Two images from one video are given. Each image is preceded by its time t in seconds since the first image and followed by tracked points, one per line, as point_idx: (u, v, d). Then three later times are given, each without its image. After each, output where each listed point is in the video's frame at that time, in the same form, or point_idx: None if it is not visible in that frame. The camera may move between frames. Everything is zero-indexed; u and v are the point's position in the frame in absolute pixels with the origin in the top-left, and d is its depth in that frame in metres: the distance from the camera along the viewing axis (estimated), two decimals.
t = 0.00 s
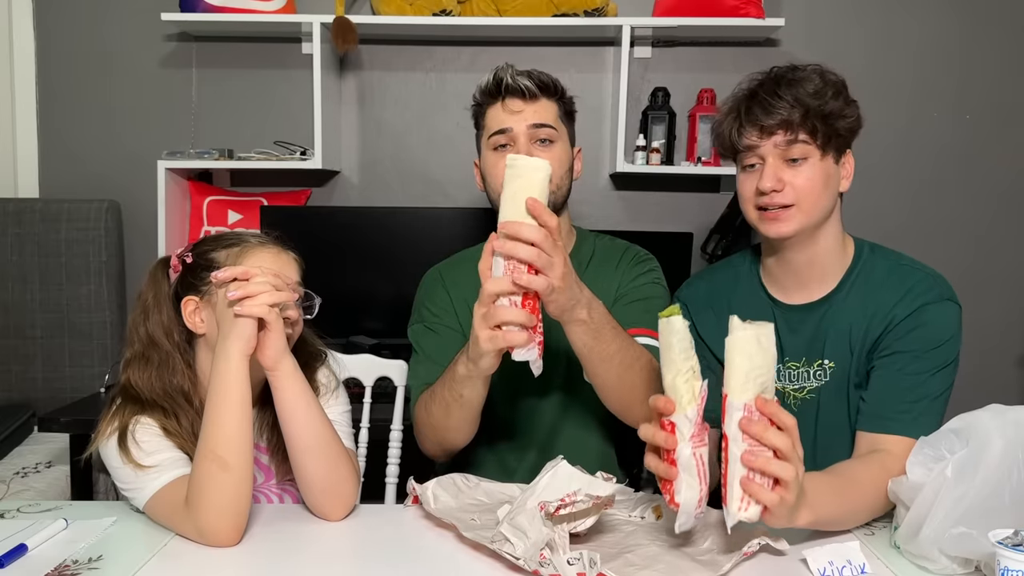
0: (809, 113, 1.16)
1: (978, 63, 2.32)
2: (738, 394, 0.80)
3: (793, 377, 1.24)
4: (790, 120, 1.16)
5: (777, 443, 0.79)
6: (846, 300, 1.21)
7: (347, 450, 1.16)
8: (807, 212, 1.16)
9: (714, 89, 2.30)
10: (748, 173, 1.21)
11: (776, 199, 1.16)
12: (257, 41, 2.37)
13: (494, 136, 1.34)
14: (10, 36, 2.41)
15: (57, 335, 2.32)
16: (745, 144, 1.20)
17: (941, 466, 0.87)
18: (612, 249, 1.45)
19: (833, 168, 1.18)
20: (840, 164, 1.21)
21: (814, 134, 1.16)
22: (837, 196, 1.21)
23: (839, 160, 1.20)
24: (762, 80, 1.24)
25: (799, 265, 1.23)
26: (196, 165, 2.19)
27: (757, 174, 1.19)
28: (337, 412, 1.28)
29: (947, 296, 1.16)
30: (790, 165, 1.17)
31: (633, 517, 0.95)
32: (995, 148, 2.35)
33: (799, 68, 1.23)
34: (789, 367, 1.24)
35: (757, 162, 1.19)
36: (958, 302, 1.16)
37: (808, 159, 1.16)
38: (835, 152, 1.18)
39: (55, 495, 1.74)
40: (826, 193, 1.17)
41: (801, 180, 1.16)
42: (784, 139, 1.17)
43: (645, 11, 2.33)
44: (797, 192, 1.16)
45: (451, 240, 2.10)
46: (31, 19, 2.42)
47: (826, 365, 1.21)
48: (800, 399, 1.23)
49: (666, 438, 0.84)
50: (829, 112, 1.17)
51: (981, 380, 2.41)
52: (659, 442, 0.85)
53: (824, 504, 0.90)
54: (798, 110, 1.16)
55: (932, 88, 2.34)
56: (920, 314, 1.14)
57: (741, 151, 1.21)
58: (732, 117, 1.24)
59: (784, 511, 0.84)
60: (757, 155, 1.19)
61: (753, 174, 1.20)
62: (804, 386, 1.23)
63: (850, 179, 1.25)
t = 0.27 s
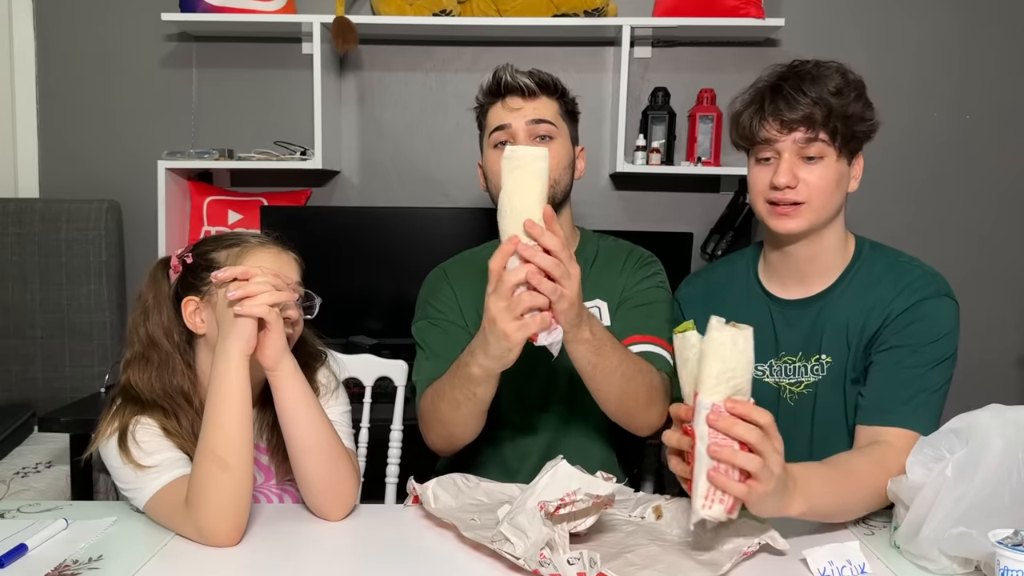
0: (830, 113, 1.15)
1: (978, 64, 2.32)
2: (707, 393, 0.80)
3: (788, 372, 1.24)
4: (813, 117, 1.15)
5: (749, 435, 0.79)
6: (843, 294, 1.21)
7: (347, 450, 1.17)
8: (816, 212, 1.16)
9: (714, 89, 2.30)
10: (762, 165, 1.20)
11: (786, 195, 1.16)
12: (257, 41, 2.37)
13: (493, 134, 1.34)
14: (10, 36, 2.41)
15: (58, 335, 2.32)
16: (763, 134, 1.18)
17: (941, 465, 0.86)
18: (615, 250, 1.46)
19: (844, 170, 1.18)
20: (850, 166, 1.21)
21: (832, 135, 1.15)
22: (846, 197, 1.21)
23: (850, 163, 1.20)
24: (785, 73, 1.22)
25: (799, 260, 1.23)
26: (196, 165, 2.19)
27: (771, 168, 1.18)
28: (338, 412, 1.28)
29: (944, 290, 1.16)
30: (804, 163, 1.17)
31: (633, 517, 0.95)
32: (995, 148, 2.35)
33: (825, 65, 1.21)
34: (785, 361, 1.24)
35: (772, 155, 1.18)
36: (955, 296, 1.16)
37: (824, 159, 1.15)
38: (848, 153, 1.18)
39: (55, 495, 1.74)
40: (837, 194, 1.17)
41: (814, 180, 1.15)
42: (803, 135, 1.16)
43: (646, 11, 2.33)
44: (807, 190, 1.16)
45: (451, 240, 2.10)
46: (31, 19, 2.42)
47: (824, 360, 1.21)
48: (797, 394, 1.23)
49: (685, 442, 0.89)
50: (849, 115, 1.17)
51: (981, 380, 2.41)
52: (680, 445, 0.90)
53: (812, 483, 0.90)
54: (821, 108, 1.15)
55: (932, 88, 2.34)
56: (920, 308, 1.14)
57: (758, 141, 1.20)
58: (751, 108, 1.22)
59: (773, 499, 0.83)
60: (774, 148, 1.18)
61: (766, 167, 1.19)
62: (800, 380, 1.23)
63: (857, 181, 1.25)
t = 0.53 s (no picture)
0: (825, 104, 1.17)
1: (978, 64, 2.32)
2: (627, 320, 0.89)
3: (779, 364, 1.26)
4: (805, 110, 1.18)
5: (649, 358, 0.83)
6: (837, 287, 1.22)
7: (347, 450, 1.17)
8: (807, 204, 1.18)
9: (714, 89, 2.30)
10: (760, 156, 1.24)
11: (777, 184, 1.19)
12: (257, 41, 2.37)
13: (499, 135, 1.35)
14: (10, 36, 2.41)
15: (57, 335, 2.32)
16: (760, 126, 1.23)
17: (940, 465, 0.86)
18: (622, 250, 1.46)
19: (842, 164, 1.19)
20: (851, 161, 1.21)
21: (825, 127, 1.18)
22: (844, 193, 1.21)
23: (850, 157, 1.20)
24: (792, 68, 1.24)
25: (799, 255, 1.24)
26: (196, 165, 2.19)
27: (766, 158, 1.23)
28: (338, 413, 1.28)
29: (939, 286, 1.15)
30: (797, 154, 1.19)
31: (633, 517, 0.95)
32: (995, 148, 2.35)
33: (830, 62, 1.23)
34: (777, 353, 1.26)
35: (768, 146, 1.23)
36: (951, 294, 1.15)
37: (817, 151, 1.18)
38: (847, 148, 1.19)
39: (54, 495, 1.74)
40: (832, 186, 1.19)
41: (805, 168, 1.18)
42: (795, 126, 1.19)
43: (646, 11, 2.33)
44: (798, 179, 1.18)
45: (451, 240, 2.10)
46: (31, 19, 2.42)
47: (817, 353, 1.22)
48: (789, 385, 1.24)
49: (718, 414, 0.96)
50: (846, 108, 1.18)
51: (981, 380, 2.41)
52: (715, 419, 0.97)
53: (760, 431, 0.90)
54: (816, 101, 1.18)
55: (932, 88, 2.34)
56: (907, 300, 1.14)
57: (756, 132, 1.24)
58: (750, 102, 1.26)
59: (694, 426, 0.84)
60: (768, 140, 1.22)
61: (763, 158, 1.23)
62: (792, 372, 1.24)
63: (862, 178, 1.25)
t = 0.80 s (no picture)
0: (812, 101, 1.18)
1: (978, 64, 2.32)
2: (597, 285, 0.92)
3: (777, 356, 1.25)
4: (792, 110, 1.19)
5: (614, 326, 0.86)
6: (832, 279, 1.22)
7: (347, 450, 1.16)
8: (801, 201, 1.18)
9: (714, 89, 2.30)
10: (753, 155, 1.25)
11: (767, 182, 1.20)
12: (257, 41, 2.37)
13: (504, 139, 1.35)
14: (10, 36, 2.41)
15: (57, 335, 2.32)
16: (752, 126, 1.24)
17: (940, 465, 0.86)
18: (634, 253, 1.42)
19: (834, 160, 1.19)
20: (844, 156, 1.21)
21: (812, 124, 1.18)
22: (839, 189, 1.21)
23: (843, 153, 1.20)
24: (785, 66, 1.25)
25: (795, 250, 1.25)
26: (196, 165, 2.19)
27: (757, 157, 1.23)
28: (338, 413, 1.28)
29: (934, 281, 1.14)
30: (787, 152, 1.20)
31: (633, 517, 0.95)
32: (995, 148, 2.35)
33: (822, 58, 1.24)
34: (772, 347, 1.27)
35: (760, 144, 1.24)
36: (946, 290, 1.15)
37: (806, 148, 1.18)
38: (839, 144, 1.19)
39: (55, 495, 1.74)
40: (824, 182, 1.18)
41: (794, 165, 1.18)
42: (782, 126, 1.20)
43: (646, 11, 2.33)
44: (790, 177, 1.18)
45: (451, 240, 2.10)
46: (31, 19, 2.42)
47: (812, 347, 1.22)
48: (785, 379, 1.24)
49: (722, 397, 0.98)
50: (835, 104, 1.18)
51: (981, 380, 2.41)
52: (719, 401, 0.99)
53: (725, 395, 0.90)
54: (802, 100, 1.19)
55: (932, 88, 2.34)
56: (900, 290, 1.14)
57: (750, 131, 1.26)
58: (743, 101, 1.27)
59: (659, 390, 0.86)
60: (760, 139, 1.24)
61: (756, 156, 1.24)
62: (788, 365, 1.24)
63: (858, 172, 1.25)
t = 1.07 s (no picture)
0: (806, 102, 1.18)
1: (978, 64, 2.32)
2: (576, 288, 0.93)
3: (776, 355, 1.26)
4: (787, 112, 1.18)
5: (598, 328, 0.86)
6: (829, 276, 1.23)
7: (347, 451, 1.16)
8: (797, 203, 1.18)
9: (714, 89, 2.30)
10: (750, 157, 1.25)
11: (764, 185, 1.20)
12: (257, 41, 2.37)
13: (524, 144, 1.34)
14: (10, 37, 2.41)
15: (58, 335, 2.32)
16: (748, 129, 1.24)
17: (941, 465, 0.86)
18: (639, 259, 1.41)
19: (831, 161, 1.19)
20: (841, 156, 1.21)
21: (807, 125, 1.18)
22: (836, 187, 1.21)
23: (839, 152, 1.20)
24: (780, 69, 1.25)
25: (794, 250, 1.25)
26: (196, 165, 2.19)
27: (754, 159, 1.23)
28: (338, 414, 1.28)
29: (930, 278, 1.14)
30: (784, 154, 1.20)
31: (633, 517, 0.95)
32: (995, 148, 2.35)
33: (815, 59, 1.24)
34: (772, 345, 1.27)
35: (756, 147, 1.23)
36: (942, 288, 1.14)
37: (802, 150, 1.18)
38: (835, 144, 1.19)
39: (55, 495, 1.74)
40: (820, 182, 1.18)
41: (791, 167, 1.18)
42: (778, 128, 1.20)
43: (646, 11, 2.33)
44: (787, 178, 1.18)
45: (451, 240, 2.10)
46: (31, 19, 2.42)
47: (809, 345, 1.22)
48: (783, 377, 1.24)
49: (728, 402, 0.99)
50: (829, 104, 1.17)
51: (981, 380, 2.41)
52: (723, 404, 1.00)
53: (714, 394, 0.89)
54: (796, 102, 1.18)
55: (932, 87, 2.34)
56: (896, 287, 1.14)
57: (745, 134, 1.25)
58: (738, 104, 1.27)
59: (641, 390, 0.87)
60: (756, 141, 1.23)
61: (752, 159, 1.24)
62: (787, 364, 1.24)
63: (855, 170, 1.25)
